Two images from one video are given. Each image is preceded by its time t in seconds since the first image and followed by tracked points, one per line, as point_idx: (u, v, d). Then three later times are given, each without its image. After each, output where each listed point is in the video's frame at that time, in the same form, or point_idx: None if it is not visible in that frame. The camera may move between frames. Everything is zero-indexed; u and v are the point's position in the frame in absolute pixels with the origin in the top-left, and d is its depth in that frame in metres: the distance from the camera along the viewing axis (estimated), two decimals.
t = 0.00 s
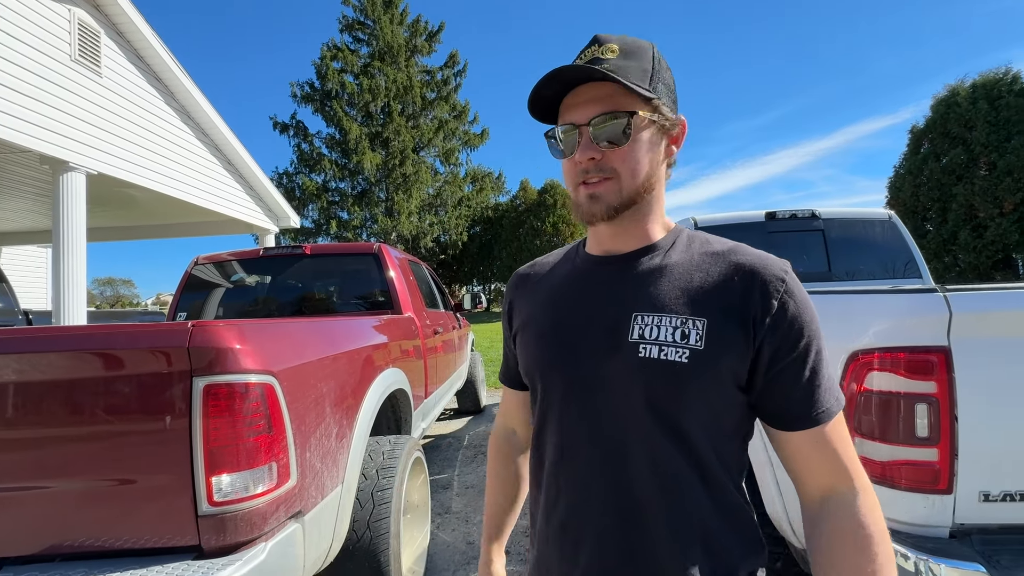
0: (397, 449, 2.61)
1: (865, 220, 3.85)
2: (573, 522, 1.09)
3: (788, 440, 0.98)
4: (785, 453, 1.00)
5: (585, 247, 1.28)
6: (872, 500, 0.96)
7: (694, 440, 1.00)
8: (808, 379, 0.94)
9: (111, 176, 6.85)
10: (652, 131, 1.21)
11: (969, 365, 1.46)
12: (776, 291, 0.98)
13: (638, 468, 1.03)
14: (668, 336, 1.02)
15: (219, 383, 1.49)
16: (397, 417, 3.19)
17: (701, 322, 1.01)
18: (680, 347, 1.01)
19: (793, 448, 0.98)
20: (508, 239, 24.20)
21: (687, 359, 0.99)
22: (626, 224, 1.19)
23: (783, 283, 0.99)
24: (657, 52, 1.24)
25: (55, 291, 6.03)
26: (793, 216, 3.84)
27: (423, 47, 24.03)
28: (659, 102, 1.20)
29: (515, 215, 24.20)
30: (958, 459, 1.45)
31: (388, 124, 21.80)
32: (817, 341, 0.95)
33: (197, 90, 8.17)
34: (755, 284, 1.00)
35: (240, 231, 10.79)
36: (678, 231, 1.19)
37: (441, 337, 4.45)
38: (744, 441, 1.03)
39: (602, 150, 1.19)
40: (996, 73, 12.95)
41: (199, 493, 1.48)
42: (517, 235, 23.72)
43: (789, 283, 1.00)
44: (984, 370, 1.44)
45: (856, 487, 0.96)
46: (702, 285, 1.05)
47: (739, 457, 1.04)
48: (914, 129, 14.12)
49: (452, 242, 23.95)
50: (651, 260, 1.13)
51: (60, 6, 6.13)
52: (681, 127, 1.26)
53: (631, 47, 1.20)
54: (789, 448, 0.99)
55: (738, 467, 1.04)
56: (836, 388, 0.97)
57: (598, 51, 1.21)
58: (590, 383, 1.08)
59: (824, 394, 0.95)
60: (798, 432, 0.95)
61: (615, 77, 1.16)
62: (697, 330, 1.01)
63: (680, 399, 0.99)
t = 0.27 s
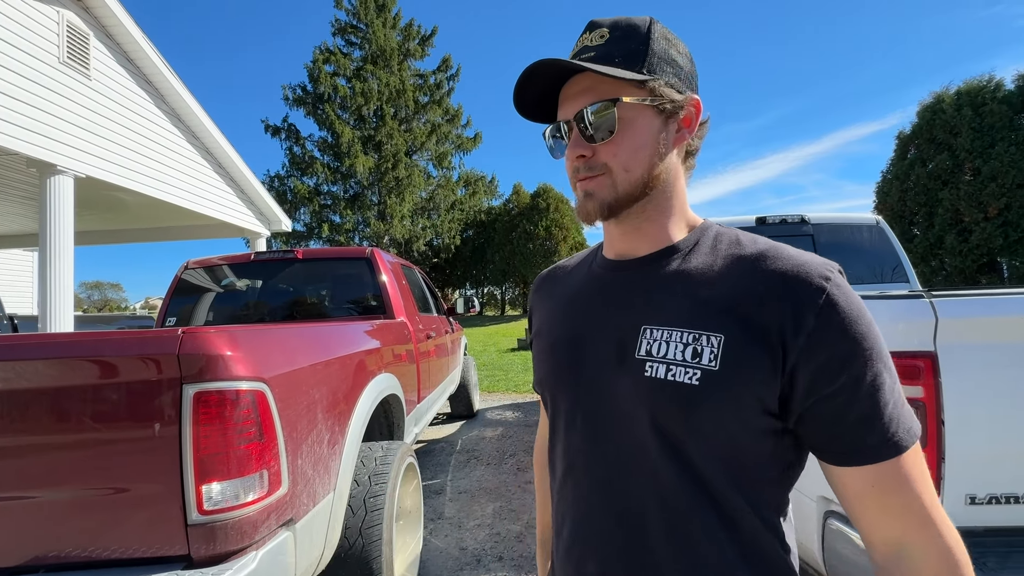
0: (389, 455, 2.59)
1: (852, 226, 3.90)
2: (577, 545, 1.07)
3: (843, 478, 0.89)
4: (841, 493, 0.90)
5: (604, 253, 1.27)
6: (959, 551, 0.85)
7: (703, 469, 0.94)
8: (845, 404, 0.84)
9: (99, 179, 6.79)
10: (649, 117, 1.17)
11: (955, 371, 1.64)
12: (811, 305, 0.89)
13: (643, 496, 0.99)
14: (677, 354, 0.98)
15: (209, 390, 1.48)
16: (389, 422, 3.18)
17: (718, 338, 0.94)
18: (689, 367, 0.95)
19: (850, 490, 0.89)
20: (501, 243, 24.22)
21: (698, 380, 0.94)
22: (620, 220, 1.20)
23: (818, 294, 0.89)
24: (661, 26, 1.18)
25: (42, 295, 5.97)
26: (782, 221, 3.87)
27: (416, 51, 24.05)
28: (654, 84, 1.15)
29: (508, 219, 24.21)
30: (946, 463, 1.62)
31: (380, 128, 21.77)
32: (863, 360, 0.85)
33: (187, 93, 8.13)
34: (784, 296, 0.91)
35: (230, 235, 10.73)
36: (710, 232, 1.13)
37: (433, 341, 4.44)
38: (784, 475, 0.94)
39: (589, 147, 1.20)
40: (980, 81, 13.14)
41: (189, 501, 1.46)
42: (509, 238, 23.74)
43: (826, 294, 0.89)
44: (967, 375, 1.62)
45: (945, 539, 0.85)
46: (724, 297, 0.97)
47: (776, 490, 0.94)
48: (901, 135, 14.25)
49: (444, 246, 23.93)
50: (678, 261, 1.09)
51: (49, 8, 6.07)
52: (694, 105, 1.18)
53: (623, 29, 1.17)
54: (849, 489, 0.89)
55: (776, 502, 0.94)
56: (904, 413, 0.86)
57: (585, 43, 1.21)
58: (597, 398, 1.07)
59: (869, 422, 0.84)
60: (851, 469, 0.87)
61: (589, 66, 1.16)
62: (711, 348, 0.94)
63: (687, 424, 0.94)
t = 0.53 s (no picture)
0: (384, 458, 2.58)
1: (844, 229, 3.93)
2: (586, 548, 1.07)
3: (873, 504, 0.85)
4: (869, 519, 0.86)
5: (621, 251, 1.26)
6: None
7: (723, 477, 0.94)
8: (880, 419, 0.82)
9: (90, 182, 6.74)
10: (667, 113, 1.17)
11: (945, 371, 1.66)
12: (840, 311, 0.88)
13: (657, 502, 0.99)
14: (700, 359, 0.97)
15: (202, 394, 1.47)
16: (383, 426, 3.16)
17: (743, 344, 0.94)
18: (712, 373, 0.95)
19: (880, 517, 0.84)
20: (495, 246, 24.22)
21: (721, 387, 0.93)
22: (639, 219, 1.19)
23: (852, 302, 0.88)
24: (679, 16, 1.17)
25: (31, 298, 5.91)
26: (775, 224, 3.89)
27: (410, 54, 24.07)
28: (671, 78, 1.15)
29: (502, 222, 24.22)
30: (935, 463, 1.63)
31: (374, 131, 21.76)
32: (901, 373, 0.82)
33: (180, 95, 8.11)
34: (815, 304, 0.90)
35: (224, 238, 10.68)
36: (731, 237, 1.12)
37: (428, 344, 4.43)
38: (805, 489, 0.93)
39: (606, 146, 1.20)
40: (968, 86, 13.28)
41: (181, 505, 1.45)
42: (504, 241, 23.76)
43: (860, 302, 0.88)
44: (956, 375, 1.64)
45: None
46: (750, 303, 0.97)
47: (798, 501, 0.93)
48: (891, 138, 14.37)
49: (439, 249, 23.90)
50: (698, 264, 1.09)
51: (40, 9, 6.03)
52: (714, 99, 1.18)
53: (639, 21, 1.16)
54: (880, 516, 0.84)
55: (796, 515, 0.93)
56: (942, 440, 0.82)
57: (600, 35, 1.21)
58: (614, 402, 1.07)
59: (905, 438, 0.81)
60: (875, 493, 0.83)
61: (604, 60, 1.16)
62: (735, 355, 0.94)
63: (708, 431, 0.94)
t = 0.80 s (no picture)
0: (379, 461, 2.57)
1: (838, 232, 3.94)
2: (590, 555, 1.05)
3: (854, 489, 0.90)
4: (849, 503, 0.91)
5: (614, 252, 1.25)
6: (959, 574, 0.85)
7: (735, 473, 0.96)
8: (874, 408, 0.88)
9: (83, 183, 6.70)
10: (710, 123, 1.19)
11: (939, 373, 1.66)
12: (834, 307, 0.95)
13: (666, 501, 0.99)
14: (711, 357, 1.00)
15: (196, 397, 1.46)
16: (379, 428, 3.15)
17: (750, 341, 0.98)
18: (723, 371, 0.98)
19: (857, 499, 0.89)
20: (491, 248, 24.22)
21: (734, 385, 0.96)
22: (673, 225, 1.18)
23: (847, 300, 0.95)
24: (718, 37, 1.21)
25: (24, 300, 5.88)
26: (770, 226, 3.90)
27: (406, 56, 24.08)
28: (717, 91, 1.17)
29: (498, 224, 24.23)
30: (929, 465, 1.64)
31: (370, 133, 21.74)
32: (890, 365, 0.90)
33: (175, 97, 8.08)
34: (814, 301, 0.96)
35: (218, 240, 10.65)
36: (719, 239, 1.17)
37: (424, 347, 4.43)
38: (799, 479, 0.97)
39: (656, 141, 1.16)
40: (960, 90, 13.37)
41: (175, 510, 1.43)
42: (500, 243, 23.76)
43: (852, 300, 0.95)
44: (950, 376, 1.65)
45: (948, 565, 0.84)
46: (754, 302, 1.01)
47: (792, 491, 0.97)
48: (884, 141, 14.45)
49: (435, 251, 23.89)
50: (690, 268, 1.12)
51: (33, 10, 6.01)
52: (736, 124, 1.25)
53: (694, 27, 1.17)
54: (859, 499, 0.90)
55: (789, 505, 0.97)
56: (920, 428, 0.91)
57: (657, 28, 1.17)
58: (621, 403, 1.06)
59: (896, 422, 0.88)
60: (859, 479, 0.89)
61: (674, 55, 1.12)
62: (744, 352, 0.98)
63: (721, 428, 0.96)
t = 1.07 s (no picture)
0: (375, 462, 2.56)
1: (833, 232, 3.94)
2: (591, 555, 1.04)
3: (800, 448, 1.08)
4: (797, 462, 1.09)
5: (579, 257, 1.28)
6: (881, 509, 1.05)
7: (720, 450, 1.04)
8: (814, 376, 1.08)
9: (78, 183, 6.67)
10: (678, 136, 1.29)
11: (933, 373, 1.66)
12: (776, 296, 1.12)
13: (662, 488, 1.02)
14: (692, 346, 1.08)
15: (191, 399, 1.45)
16: (376, 429, 3.14)
17: (720, 330, 1.09)
18: (704, 357, 1.07)
19: (807, 457, 1.08)
20: (488, 249, 24.21)
21: (714, 369, 1.06)
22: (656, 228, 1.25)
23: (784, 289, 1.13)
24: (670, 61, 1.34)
25: (17, 301, 5.84)
26: (766, 227, 3.91)
27: (403, 57, 24.08)
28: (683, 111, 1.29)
29: (495, 225, 24.22)
30: (925, 464, 1.65)
31: (367, 133, 21.72)
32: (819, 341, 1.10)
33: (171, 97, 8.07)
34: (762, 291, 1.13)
35: (214, 240, 10.62)
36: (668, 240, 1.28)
37: (421, 348, 4.42)
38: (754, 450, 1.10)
39: (641, 152, 1.23)
40: (954, 92, 13.43)
41: (169, 512, 1.42)
42: (497, 244, 23.76)
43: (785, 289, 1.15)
44: (945, 376, 1.65)
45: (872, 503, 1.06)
46: (718, 295, 1.13)
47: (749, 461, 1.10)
48: (879, 143, 14.51)
49: (432, 252, 23.87)
50: (652, 268, 1.19)
51: (27, 9, 5.98)
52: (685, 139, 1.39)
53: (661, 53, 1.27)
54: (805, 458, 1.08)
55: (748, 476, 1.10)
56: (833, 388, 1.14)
57: (634, 49, 1.24)
58: (611, 398, 1.07)
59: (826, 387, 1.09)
60: (809, 440, 1.07)
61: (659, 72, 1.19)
62: (718, 339, 1.08)
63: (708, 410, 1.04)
